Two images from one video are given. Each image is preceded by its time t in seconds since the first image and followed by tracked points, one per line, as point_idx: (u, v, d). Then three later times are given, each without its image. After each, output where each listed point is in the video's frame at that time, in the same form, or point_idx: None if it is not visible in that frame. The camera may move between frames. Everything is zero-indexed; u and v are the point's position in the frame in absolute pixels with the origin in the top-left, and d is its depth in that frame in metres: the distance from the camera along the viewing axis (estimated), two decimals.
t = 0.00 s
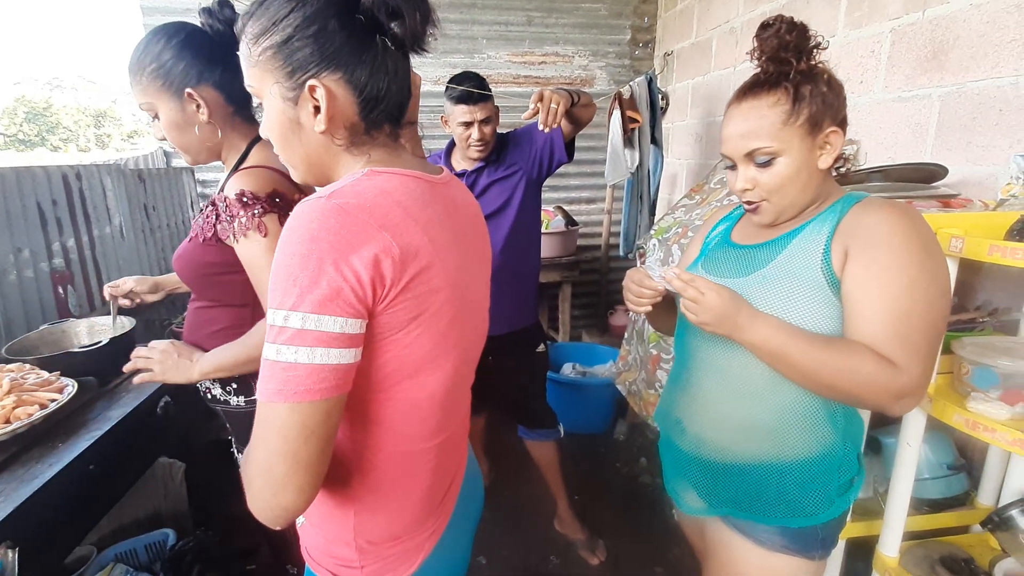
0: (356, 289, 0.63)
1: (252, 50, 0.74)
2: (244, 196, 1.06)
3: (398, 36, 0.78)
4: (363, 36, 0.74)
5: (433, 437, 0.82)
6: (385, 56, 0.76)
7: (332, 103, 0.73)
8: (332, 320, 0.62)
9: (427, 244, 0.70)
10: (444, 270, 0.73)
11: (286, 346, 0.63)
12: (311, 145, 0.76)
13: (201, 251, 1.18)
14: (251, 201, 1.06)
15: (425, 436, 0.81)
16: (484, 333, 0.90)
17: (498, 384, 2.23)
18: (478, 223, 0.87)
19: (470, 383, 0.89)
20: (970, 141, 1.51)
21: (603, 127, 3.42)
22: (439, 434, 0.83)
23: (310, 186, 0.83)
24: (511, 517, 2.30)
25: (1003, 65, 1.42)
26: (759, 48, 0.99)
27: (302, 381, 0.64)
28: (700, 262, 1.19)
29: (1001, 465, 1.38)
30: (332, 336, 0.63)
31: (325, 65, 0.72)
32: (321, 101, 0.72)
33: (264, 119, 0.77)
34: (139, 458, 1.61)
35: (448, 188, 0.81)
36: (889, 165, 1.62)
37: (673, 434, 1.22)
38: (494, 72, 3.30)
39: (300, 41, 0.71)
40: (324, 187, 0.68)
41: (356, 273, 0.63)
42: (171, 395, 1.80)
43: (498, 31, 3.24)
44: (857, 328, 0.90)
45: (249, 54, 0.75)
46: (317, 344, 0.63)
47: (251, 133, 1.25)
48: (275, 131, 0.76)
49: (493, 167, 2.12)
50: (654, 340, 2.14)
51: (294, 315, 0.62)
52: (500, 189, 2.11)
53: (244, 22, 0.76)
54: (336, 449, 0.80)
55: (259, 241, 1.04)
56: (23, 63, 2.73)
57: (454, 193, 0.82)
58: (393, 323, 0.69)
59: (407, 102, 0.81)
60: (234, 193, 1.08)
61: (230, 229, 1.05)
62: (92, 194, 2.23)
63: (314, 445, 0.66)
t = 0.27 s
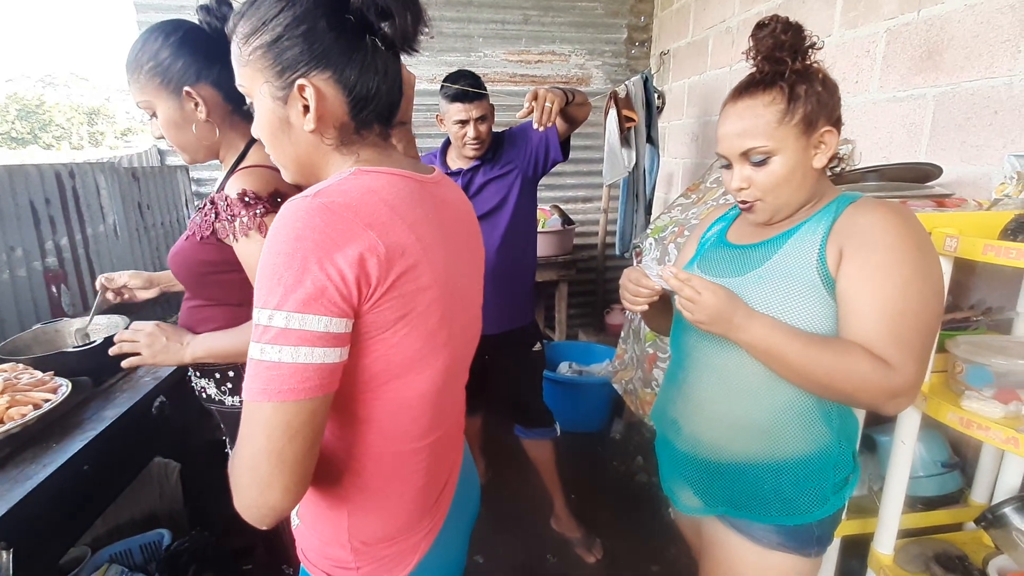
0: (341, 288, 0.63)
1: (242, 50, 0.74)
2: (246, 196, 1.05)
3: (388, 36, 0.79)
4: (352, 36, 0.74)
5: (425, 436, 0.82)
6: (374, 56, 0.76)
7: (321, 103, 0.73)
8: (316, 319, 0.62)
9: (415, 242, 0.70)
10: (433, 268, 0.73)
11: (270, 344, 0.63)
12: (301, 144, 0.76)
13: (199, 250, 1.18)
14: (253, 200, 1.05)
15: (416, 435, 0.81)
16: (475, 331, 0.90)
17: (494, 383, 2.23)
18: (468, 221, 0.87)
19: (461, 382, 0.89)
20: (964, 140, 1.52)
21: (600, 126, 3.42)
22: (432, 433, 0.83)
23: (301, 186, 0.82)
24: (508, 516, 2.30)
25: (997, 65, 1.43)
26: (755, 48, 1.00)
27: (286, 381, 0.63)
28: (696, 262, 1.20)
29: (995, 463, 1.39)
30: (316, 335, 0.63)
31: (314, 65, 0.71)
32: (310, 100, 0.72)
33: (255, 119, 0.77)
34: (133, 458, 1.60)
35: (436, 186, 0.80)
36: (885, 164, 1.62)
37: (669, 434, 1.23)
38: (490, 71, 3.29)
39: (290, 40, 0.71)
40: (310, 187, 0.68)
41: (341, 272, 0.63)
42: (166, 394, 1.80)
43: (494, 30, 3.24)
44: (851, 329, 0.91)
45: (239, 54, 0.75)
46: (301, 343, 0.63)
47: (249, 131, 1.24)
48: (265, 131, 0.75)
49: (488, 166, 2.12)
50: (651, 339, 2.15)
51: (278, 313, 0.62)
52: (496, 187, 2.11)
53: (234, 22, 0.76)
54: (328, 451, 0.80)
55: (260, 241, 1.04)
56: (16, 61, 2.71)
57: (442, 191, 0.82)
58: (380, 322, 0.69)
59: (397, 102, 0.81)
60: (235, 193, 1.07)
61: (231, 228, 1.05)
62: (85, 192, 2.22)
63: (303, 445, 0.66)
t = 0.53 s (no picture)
0: (337, 285, 0.63)
1: (223, 47, 0.73)
2: (240, 196, 1.04)
3: (369, 27, 0.78)
4: (333, 29, 0.73)
5: (423, 433, 0.82)
6: (357, 49, 0.75)
7: (306, 98, 0.72)
8: (313, 318, 0.62)
9: (408, 237, 0.70)
10: (427, 261, 0.73)
11: (269, 345, 0.62)
12: (288, 141, 0.75)
13: (193, 249, 1.17)
14: (247, 200, 1.05)
15: (416, 431, 0.81)
16: (471, 326, 0.90)
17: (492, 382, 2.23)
18: (462, 215, 0.87)
19: (458, 377, 0.89)
20: (960, 140, 1.53)
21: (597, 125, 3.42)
22: (430, 430, 0.83)
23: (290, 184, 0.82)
24: (506, 515, 2.30)
25: (993, 65, 1.43)
26: (763, 44, 1.00)
27: (286, 380, 0.63)
28: (693, 261, 1.20)
29: (990, 460, 1.40)
30: (314, 334, 0.62)
31: (297, 60, 0.71)
32: (294, 96, 0.71)
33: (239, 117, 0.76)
34: (130, 458, 1.60)
35: (428, 180, 0.80)
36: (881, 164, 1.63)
37: (666, 432, 1.23)
38: (487, 70, 3.29)
39: (270, 36, 0.70)
40: (300, 185, 0.68)
41: (336, 269, 0.63)
42: (163, 394, 1.79)
43: (491, 28, 3.23)
44: (848, 327, 0.91)
45: (221, 51, 0.74)
46: (300, 342, 0.62)
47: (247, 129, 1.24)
48: (250, 128, 0.75)
49: (486, 164, 2.11)
50: (648, 338, 2.15)
51: (275, 314, 0.62)
52: (494, 186, 2.10)
53: (214, 18, 0.75)
54: (327, 448, 0.79)
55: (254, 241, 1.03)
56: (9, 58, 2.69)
57: (435, 185, 0.82)
58: (377, 317, 0.69)
59: (382, 94, 0.80)
60: (229, 193, 1.06)
61: (224, 228, 1.04)
62: (80, 191, 2.20)
63: (305, 445, 0.66)
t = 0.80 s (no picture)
0: (332, 289, 0.63)
1: (198, 50, 0.72)
2: (232, 200, 1.04)
3: (346, 27, 0.78)
4: (312, 28, 0.73)
5: (418, 436, 0.82)
6: (338, 48, 0.75)
7: (288, 99, 0.72)
8: (310, 323, 0.62)
9: (400, 239, 0.70)
10: (419, 263, 0.73)
11: (265, 352, 0.61)
12: (271, 144, 0.75)
13: (185, 252, 1.17)
14: (239, 204, 1.04)
15: (410, 434, 0.81)
16: (461, 327, 0.90)
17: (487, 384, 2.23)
18: (449, 216, 0.87)
19: (450, 378, 0.89)
20: (953, 143, 1.54)
21: (592, 126, 3.42)
22: (424, 433, 0.83)
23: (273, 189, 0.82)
24: (502, 516, 2.30)
25: (985, 69, 1.45)
26: (756, 49, 1.01)
27: (284, 387, 0.62)
28: (689, 264, 1.20)
29: (982, 461, 1.41)
30: (310, 339, 0.62)
31: (277, 60, 0.70)
32: (277, 97, 0.71)
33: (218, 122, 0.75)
34: (123, 461, 1.59)
35: (415, 181, 0.80)
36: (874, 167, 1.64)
37: (663, 434, 1.23)
38: (483, 70, 3.29)
39: (248, 37, 0.70)
40: (289, 188, 0.67)
41: (331, 273, 0.63)
42: (157, 397, 1.78)
43: (487, 29, 3.23)
44: (844, 329, 0.92)
45: (196, 56, 0.73)
46: (297, 348, 0.62)
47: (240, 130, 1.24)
48: (230, 133, 0.74)
49: (482, 165, 2.12)
50: (643, 340, 2.15)
51: (269, 320, 0.61)
52: (490, 187, 2.11)
53: (186, 23, 0.74)
54: (324, 454, 0.79)
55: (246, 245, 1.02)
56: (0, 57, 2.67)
57: (422, 186, 0.82)
58: (371, 321, 0.69)
59: (362, 92, 0.81)
60: (221, 196, 1.06)
61: (217, 232, 1.03)
62: (72, 191, 2.19)
63: (304, 451, 0.65)
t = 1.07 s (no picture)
0: (316, 291, 0.62)
1: (167, 41, 0.70)
2: (232, 199, 1.04)
3: (323, 15, 0.78)
4: (287, 16, 0.72)
5: (408, 438, 0.81)
6: (314, 36, 0.73)
7: (263, 90, 0.70)
8: (295, 326, 0.60)
9: (384, 238, 0.69)
10: (405, 262, 0.72)
11: (248, 358, 0.60)
12: (246, 138, 0.72)
13: (183, 251, 1.16)
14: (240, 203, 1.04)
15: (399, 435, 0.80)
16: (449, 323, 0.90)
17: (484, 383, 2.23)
18: (433, 210, 0.87)
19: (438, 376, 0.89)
20: (947, 143, 1.55)
21: (589, 125, 3.43)
22: (413, 433, 0.82)
23: (251, 187, 0.79)
24: (498, 515, 2.30)
25: (979, 69, 1.46)
26: (747, 53, 1.01)
27: (269, 394, 0.61)
28: (688, 261, 1.20)
29: (976, 458, 1.42)
30: (296, 343, 0.61)
31: (251, 49, 0.68)
32: (251, 87, 0.68)
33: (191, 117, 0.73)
34: (117, 461, 1.58)
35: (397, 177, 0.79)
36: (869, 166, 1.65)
37: (662, 432, 1.23)
38: (479, 69, 3.28)
39: (219, 25, 0.68)
40: (268, 185, 0.65)
41: (314, 274, 0.62)
42: (151, 396, 1.77)
43: (483, 27, 3.22)
44: (844, 327, 0.92)
45: (165, 48, 0.70)
46: (281, 352, 0.60)
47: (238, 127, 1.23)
48: (203, 127, 0.71)
49: (479, 164, 2.11)
50: (640, 338, 2.16)
51: (251, 324, 0.60)
52: (487, 185, 2.11)
53: (155, 14, 0.71)
54: (315, 457, 0.78)
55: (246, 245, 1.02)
56: None
57: (405, 181, 0.81)
58: (358, 322, 0.68)
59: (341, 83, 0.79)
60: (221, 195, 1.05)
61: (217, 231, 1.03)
62: (65, 189, 2.18)
63: (294, 459, 0.64)
